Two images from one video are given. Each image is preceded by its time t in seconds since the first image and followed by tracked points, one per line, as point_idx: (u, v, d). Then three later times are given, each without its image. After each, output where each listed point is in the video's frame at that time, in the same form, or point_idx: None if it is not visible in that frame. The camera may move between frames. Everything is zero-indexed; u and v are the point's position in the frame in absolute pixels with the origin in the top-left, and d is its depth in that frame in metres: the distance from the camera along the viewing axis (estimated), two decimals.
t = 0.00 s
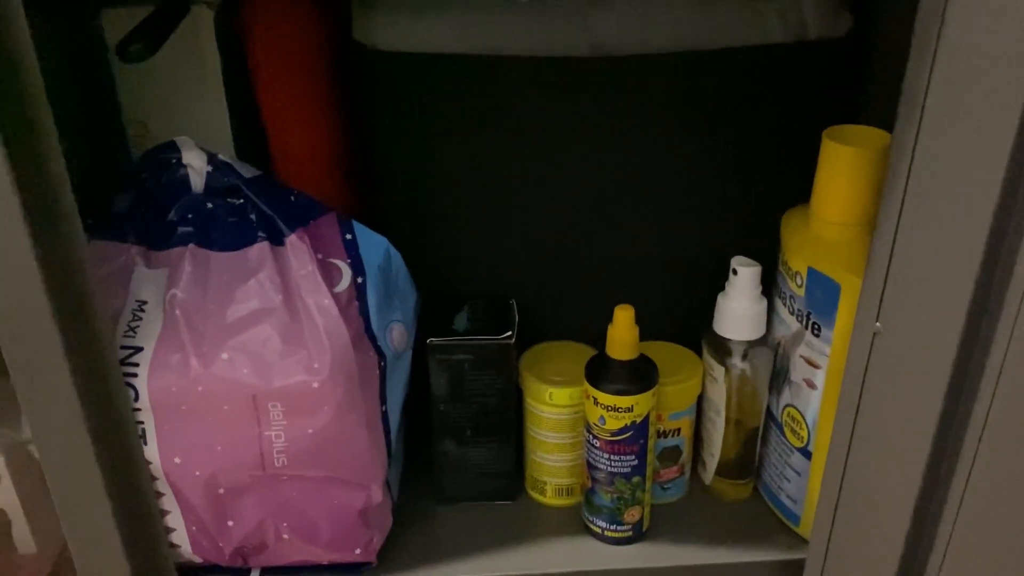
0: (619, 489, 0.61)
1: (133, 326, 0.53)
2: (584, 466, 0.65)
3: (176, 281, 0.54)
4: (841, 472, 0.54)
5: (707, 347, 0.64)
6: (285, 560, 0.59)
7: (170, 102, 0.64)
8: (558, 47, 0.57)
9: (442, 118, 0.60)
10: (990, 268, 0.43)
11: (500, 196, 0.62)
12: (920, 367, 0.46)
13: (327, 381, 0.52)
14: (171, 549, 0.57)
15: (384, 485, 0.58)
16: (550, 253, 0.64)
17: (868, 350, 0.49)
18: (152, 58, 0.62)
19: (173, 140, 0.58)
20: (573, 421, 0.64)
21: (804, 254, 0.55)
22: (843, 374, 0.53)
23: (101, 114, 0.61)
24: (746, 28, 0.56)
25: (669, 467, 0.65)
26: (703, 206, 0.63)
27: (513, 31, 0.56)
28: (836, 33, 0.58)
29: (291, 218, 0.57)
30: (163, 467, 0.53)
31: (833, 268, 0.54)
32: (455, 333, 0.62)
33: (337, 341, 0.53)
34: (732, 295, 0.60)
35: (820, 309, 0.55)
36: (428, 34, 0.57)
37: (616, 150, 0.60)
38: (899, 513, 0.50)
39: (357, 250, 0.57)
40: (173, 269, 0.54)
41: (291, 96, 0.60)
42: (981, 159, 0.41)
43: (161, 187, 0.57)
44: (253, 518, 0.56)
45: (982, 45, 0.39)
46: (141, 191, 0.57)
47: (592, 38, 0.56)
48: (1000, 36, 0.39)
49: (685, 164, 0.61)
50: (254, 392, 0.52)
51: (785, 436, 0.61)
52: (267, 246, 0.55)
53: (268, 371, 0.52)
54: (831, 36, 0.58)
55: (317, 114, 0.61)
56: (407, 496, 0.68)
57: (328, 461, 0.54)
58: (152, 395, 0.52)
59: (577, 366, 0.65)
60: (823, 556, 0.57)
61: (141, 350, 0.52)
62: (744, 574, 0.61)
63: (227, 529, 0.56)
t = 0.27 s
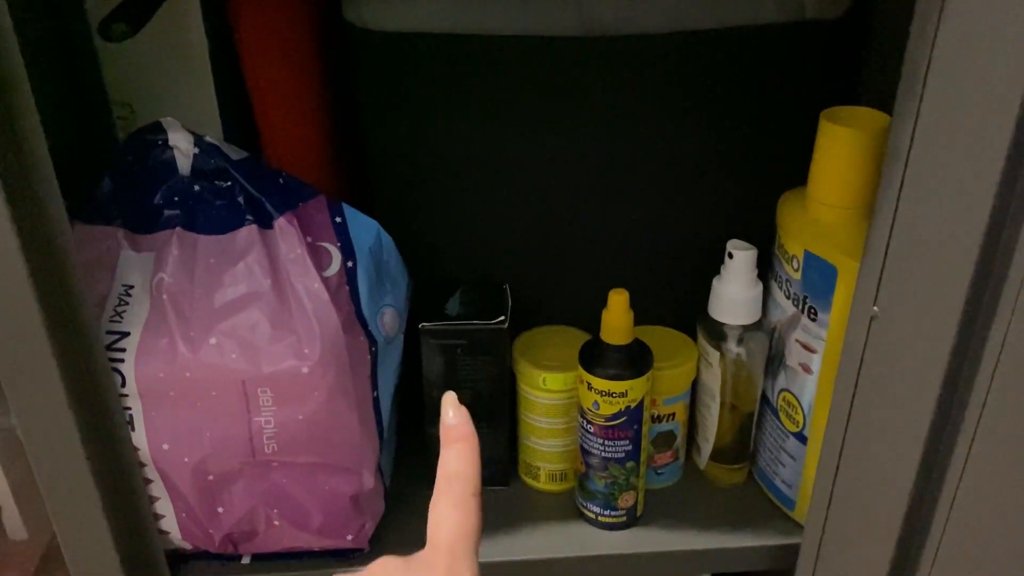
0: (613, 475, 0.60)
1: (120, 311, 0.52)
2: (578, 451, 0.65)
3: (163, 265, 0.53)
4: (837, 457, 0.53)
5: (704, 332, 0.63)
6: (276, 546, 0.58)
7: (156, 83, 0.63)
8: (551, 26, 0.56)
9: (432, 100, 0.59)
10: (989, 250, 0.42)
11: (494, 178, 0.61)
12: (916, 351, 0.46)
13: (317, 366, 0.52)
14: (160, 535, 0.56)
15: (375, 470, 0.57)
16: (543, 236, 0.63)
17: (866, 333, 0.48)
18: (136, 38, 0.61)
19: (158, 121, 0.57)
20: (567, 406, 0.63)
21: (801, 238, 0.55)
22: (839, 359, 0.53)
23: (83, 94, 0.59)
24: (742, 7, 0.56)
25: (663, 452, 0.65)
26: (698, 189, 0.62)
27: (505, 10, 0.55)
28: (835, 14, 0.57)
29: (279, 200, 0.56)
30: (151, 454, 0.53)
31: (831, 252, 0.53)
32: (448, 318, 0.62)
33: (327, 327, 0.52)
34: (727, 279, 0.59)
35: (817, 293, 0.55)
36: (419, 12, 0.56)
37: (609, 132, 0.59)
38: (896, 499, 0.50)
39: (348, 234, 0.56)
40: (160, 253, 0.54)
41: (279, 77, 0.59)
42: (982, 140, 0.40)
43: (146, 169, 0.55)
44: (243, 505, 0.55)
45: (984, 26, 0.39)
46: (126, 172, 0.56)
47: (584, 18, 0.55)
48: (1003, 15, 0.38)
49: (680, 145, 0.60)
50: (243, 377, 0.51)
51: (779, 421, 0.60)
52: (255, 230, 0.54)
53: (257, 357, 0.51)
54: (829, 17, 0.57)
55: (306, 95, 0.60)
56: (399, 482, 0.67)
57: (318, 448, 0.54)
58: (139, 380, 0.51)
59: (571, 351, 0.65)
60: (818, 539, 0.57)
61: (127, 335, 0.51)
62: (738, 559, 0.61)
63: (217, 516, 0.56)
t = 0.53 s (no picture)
0: (589, 460, 0.60)
1: (92, 298, 0.51)
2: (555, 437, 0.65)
3: (135, 252, 0.53)
4: (810, 442, 0.53)
5: (679, 318, 0.63)
6: (252, 533, 0.58)
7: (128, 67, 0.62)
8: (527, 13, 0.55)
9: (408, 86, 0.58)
10: (957, 239, 0.42)
11: (470, 164, 0.61)
12: (885, 336, 0.46)
13: (290, 353, 0.52)
14: (136, 522, 0.56)
15: (351, 456, 0.57)
16: (519, 221, 0.63)
17: (836, 318, 0.49)
18: (106, 20, 0.60)
19: (130, 108, 0.57)
20: (544, 393, 0.63)
21: (776, 224, 0.55)
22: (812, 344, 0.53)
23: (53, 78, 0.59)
24: None
25: (640, 438, 0.65)
26: (674, 174, 0.62)
27: None
28: None
29: (252, 186, 0.56)
30: (125, 441, 0.52)
31: (804, 239, 0.53)
32: (425, 304, 0.62)
33: (300, 313, 0.52)
34: (703, 266, 0.59)
35: (790, 280, 0.55)
36: None
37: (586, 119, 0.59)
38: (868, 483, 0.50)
39: (321, 220, 0.56)
40: (132, 239, 0.53)
41: (253, 63, 0.58)
42: (949, 130, 0.40)
43: (119, 154, 0.56)
44: (218, 492, 0.55)
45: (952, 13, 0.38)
46: (98, 159, 0.56)
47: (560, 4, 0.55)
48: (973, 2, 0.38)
49: (655, 130, 0.60)
50: (215, 364, 0.51)
51: (755, 406, 0.61)
52: (227, 216, 0.54)
53: (230, 343, 0.51)
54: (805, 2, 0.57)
55: (279, 80, 0.59)
56: (378, 468, 0.67)
57: (292, 434, 0.54)
58: (111, 368, 0.51)
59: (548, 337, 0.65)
60: (792, 524, 0.57)
61: (100, 322, 0.51)
62: (714, 544, 0.62)
63: (192, 502, 0.56)
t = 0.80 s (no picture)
0: (573, 448, 0.61)
1: (79, 289, 0.52)
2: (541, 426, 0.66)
3: (122, 242, 0.53)
4: (789, 431, 0.54)
5: (664, 308, 0.64)
6: (240, 521, 0.59)
7: (113, 59, 0.62)
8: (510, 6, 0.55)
9: (392, 78, 0.59)
10: (932, 231, 0.43)
11: (456, 155, 0.62)
12: (861, 327, 0.47)
13: (276, 342, 0.52)
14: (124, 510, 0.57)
15: (338, 445, 0.58)
16: (504, 212, 0.64)
17: (815, 308, 0.49)
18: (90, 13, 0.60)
19: (116, 99, 0.57)
20: (529, 382, 0.64)
21: (756, 215, 0.56)
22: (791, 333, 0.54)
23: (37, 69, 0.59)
24: None
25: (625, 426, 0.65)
26: (657, 165, 0.63)
27: None
28: None
29: (238, 177, 0.56)
30: (113, 430, 0.53)
31: (783, 228, 0.54)
32: (411, 295, 0.62)
33: (286, 303, 0.53)
34: (686, 256, 0.60)
35: (770, 270, 0.55)
36: None
37: (569, 110, 0.60)
38: (846, 469, 0.51)
39: (306, 211, 0.56)
40: (119, 230, 0.54)
41: (237, 54, 0.59)
42: (922, 123, 0.40)
43: (105, 146, 0.56)
44: (205, 480, 0.56)
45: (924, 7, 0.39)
46: (84, 150, 0.56)
47: None
48: None
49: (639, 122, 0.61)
50: (202, 354, 0.52)
51: (737, 395, 0.62)
52: (213, 207, 0.54)
53: (216, 333, 0.52)
54: None
55: (264, 71, 0.60)
56: (366, 456, 0.68)
57: (279, 423, 0.54)
58: (99, 358, 0.51)
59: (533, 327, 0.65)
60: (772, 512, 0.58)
61: (86, 313, 0.51)
62: (697, 531, 0.62)
63: (180, 491, 0.56)
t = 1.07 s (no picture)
0: (564, 442, 0.62)
1: (69, 284, 0.52)
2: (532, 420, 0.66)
3: (112, 237, 0.53)
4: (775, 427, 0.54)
5: (653, 302, 0.64)
6: (232, 514, 0.59)
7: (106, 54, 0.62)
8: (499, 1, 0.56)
9: (383, 73, 0.59)
10: (913, 235, 0.42)
11: (446, 150, 0.62)
12: (846, 328, 0.46)
13: (267, 337, 0.52)
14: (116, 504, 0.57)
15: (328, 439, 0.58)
16: (496, 206, 0.64)
17: (802, 304, 0.49)
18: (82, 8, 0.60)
19: (107, 94, 0.58)
20: (521, 374, 0.64)
21: (745, 209, 0.56)
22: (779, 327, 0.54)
23: (29, 64, 0.59)
24: None
25: (616, 419, 0.65)
26: (647, 159, 0.63)
27: None
28: None
29: (228, 171, 0.56)
30: (104, 425, 0.53)
31: (772, 223, 0.54)
32: (402, 289, 0.62)
33: (276, 298, 0.53)
34: (675, 250, 0.60)
35: (759, 264, 0.56)
36: None
37: (559, 105, 0.60)
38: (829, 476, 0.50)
39: (297, 205, 0.56)
40: (110, 225, 0.54)
41: (227, 50, 0.59)
42: (903, 124, 0.40)
43: (95, 141, 0.56)
44: (197, 474, 0.56)
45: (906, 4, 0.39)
46: (74, 145, 0.56)
47: None
48: None
49: (629, 117, 0.61)
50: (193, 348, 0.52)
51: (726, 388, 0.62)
52: (204, 202, 0.55)
53: (207, 328, 0.52)
54: None
55: (256, 66, 0.60)
56: (358, 450, 0.68)
57: (269, 417, 0.55)
58: (89, 352, 0.51)
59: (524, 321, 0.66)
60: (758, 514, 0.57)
61: (77, 307, 0.51)
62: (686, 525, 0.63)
63: (172, 484, 0.56)
